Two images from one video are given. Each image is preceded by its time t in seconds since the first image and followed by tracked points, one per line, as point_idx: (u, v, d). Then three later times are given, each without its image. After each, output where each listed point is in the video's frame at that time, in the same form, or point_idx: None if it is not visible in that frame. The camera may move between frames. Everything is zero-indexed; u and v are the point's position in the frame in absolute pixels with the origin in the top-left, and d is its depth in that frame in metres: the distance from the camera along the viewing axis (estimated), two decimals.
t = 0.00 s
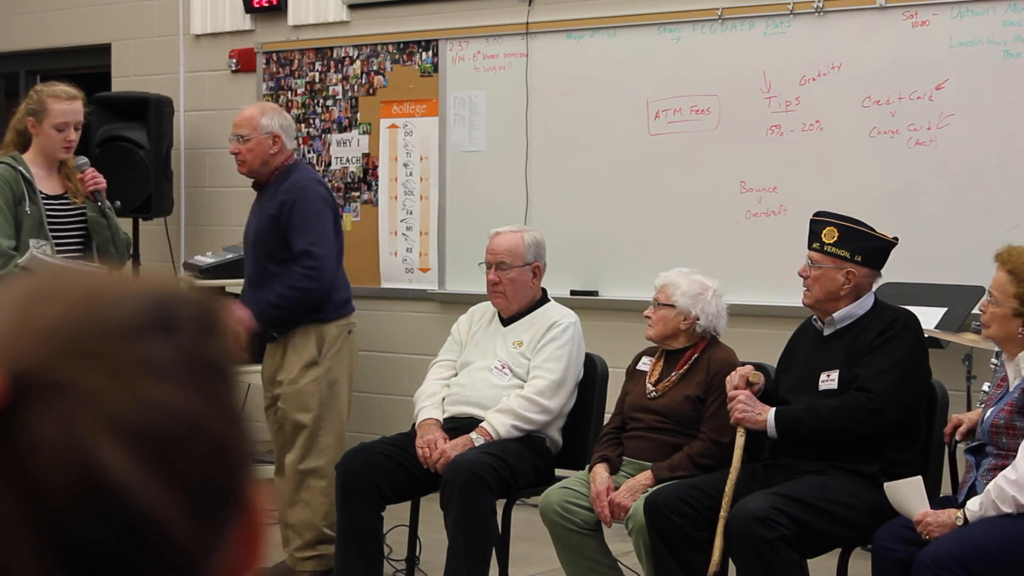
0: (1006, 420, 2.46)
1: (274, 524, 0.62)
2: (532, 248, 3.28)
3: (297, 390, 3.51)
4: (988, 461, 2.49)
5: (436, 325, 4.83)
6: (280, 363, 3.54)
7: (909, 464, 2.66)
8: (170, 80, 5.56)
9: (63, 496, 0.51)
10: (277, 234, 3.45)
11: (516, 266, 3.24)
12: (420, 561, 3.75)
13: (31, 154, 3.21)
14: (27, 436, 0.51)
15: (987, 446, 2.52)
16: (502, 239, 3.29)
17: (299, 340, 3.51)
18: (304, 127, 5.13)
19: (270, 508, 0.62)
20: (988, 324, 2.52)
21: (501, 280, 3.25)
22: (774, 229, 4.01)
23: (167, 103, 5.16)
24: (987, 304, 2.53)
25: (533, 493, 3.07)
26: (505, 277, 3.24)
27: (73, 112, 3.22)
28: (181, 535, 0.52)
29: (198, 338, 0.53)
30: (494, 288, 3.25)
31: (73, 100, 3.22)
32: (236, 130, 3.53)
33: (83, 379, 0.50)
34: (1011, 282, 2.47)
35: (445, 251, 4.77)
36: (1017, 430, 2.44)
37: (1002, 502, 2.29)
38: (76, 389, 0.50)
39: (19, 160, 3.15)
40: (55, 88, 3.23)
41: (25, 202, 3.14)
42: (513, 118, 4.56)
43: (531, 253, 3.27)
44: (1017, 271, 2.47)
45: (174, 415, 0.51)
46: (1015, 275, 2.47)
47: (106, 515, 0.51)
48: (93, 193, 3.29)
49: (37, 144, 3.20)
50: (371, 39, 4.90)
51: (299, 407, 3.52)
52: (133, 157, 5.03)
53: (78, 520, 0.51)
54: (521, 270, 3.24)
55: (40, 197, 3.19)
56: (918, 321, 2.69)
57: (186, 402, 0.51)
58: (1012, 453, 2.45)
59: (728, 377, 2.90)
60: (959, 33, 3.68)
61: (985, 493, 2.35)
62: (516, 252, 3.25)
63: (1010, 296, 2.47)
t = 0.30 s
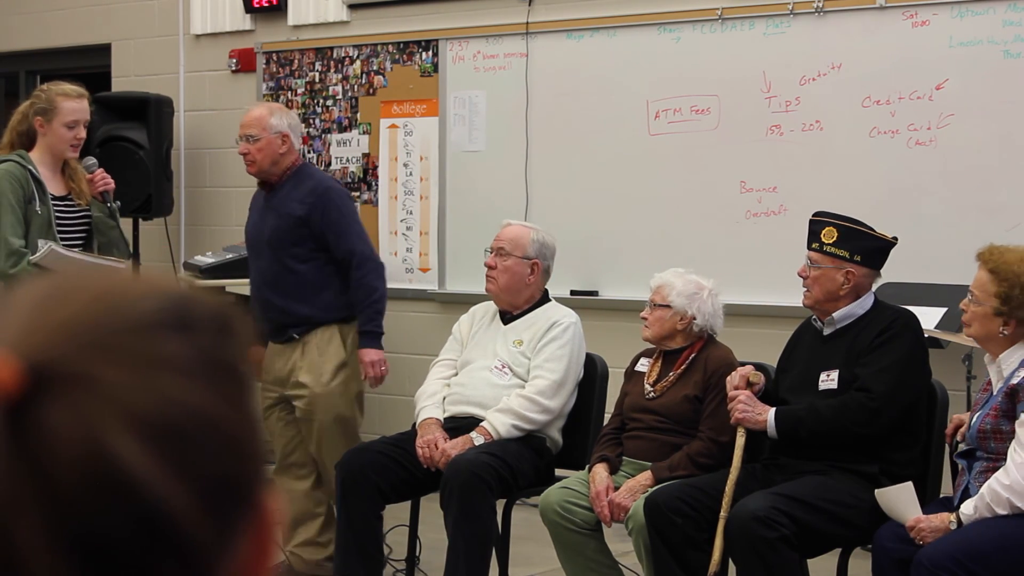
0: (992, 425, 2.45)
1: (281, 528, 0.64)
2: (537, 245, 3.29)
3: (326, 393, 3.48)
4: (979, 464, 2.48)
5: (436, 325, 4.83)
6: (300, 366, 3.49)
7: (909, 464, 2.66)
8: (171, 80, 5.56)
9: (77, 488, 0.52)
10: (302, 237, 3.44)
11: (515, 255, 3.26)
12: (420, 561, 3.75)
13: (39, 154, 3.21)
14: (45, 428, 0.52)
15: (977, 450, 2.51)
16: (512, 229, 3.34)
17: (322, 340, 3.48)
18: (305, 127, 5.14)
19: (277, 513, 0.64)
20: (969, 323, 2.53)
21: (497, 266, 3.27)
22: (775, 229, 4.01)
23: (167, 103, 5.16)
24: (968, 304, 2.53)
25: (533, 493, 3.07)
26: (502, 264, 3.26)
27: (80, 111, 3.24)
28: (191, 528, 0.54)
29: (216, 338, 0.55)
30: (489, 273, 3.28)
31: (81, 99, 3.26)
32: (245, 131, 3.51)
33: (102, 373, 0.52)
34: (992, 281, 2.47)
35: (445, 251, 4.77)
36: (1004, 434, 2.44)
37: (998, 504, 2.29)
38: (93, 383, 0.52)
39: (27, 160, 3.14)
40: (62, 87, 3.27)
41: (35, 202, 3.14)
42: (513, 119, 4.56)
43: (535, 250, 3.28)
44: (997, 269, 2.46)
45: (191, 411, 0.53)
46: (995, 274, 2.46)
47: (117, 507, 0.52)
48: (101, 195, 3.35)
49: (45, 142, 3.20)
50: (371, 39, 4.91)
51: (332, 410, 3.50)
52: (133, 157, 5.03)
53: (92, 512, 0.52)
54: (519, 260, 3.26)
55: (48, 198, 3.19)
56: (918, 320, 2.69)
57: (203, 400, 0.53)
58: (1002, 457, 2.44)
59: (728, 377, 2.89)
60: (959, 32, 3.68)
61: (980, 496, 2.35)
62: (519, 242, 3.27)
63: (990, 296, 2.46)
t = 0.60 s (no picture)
0: (986, 426, 2.45)
1: (288, 531, 0.64)
2: (532, 241, 3.28)
3: (355, 397, 3.52)
4: (974, 465, 2.48)
5: (436, 325, 4.83)
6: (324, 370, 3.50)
7: (909, 464, 2.66)
8: (171, 80, 5.56)
9: (83, 491, 0.52)
10: (328, 243, 3.44)
11: (511, 252, 3.26)
12: (421, 561, 3.75)
13: (41, 154, 3.21)
14: (52, 429, 0.52)
15: (972, 451, 2.50)
16: (507, 227, 3.33)
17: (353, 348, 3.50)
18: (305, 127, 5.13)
19: (284, 516, 0.64)
20: (960, 323, 2.53)
21: (494, 263, 3.27)
22: (774, 229, 4.01)
23: (167, 103, 5.16)
24: (959, 304, 2.53)
25: (533, 493, 3.07)
26: (499, 261, 3.26)
27: (81, 109, 3.24)
28: (196, 530, 0.54)
29: (221, 340, 0.56)
30: (486, 269, 3.28)
31: (82, 98, 3.27)
32: (278, 130, 3.48)
33: (108, 374, 0.52)
34: (982, 280, 2.47)
35: (445, 251, 4.77)
36: (998, 436, 2.44)
37: (994, 504, 2.29)
38: (99, 385, 0.52)
39: (30, 160, 3.15)
40: (63, 86, 3.27)
41: (38, 203, 3.14)
42: (513, 119, 4.56)
43: (530, 247, 3.27)
44: (989, 268, 2.47)
45: (196, 412, 0.53)
46: (987, 273, 2.47)
47: (122, 509, 0.52)
48: (102, 195, 3.35)
49: (47, 142, 3.20)
50: (371, 39, 4.91)
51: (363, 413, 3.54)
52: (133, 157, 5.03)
53: (98, 512, 0.52)
54: (514, 257, 3.26)
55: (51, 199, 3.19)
56: (918, 320, 2.69)
57: (209, 401, 0.53)
58: (997, 458, 2.44)
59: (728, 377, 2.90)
60: (959, 32, 3.68)
61: (977, 496, 2.34)
62: (514, 239, 3.27)
63: (980, 295, 2.47)
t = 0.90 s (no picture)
0: (983, 425, 2.45)
1: (294, 528, 0.65)
2: (533, 240, 3.28)
3: (359, 392, 3.51)
4: (973, 465, 2.47)
5: (436, 325, 4.83)
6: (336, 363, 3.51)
7: (909, 464, 2.66)
8: (171, 80, 5.56)
9: (85, 491, 0.52)
10: (344, 242, 3.45)
11: (511, 250, 3.26)
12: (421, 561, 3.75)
13: (43, 153, 3.21)
14: (54, 429, 0.52)
15: (970, 451, 2.50)
16: (507, 226, 3.33)
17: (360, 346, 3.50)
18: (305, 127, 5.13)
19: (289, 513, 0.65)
20: (956, 322, 2.53)
21: (494, 260, 3.27)
22: (774, 229, 4.01)
23: (167, 103, 5.17)
24: (955, 303, 2.53)
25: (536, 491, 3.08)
26: (498, 259, 3.26)
27: (82, 108, 3.24)
28: (198, 532, 0.54)
29: (226, 341, 0.56)
30: (485, 267, 3.27)
31: (84, 96, 3.27)
32: (303, 127, 3.51)
33: (112, 375, 0.52)
34: (979, 279, 2.47)
35: (445, 251, 4.77)
36: (995, 435, 2.43)
37: (993, 503, 2.29)
38: (102, 386, 0.52)
39: (32, 160, 3.15)
40: (64, 85, 3.26)
41: (39, 203, 3.15)
42: (513, 118, 4.56)
43: (529, 245, 3.27)
44: (986, 267, 2.47)
45: (201, 414, 0.53)
46: (983, 272, 2.47)
47: (124, 510, 0.53)
48: (106, 196, 3.35)
49: (49, 141, 3.21)
50: (370, 39, 4.90)
51: (366, 409, 3.53)
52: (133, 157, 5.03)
53: (99, 514, 0.53)
54: (514, 255, 3.26)
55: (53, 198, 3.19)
56: (918, 320, 2.69)
57: (212, 402, 0.53)
58: (994, 457, 2.44)
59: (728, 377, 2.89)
60: (959, 33, 3.68)
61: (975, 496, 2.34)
62: (514, 238, 3.27)
63: (977, 293, 2.47)
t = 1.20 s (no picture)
0: (981, 425, 2.45)
1: (296, 528, 0.65)
2: (533, 241, 3.28)
3: (358, 387, 3.51)
4: (971, 465, 2.47)
5: (436, 325, 4.83)
6: (334, 359, 3.51)
7: (908, 464, 2.66)
8: (171, 80, 5.56)
9: (86, 493, 0.52)
10: (344, 242, 3.46)
11: (513, 250, 3.26)
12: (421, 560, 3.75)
13: (44, 152, 3.21)
14: (54, 430, 0.52)
15: (968, 451, 2.50)
16: (510, 227, 3.33)
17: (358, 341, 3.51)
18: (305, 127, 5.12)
19: (290, 513, 0.65)
20: (953, 322, 2.53)
21: (495, 261, 3.27)
22: (774, 229, 4.01)
23: (167, 103, 5.17)
24: (952, 303, 2.54)
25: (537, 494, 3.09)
26: (499, 259, 3.26)
27: (84, 108, 3.24)
28: (198, 533, 0.54)
29: (228, 340, 0.56)
30: (487, 267, 3.27)
31: (86, 97, 3.27)
32: (292, 131, 3.49)
33: (113, 376, 0.52)
34: (976, 278, 2.47)
35: (445, 251, 4.77)
36: (993, 435, 2.43)
37: (991, 503, 2.29)
38: (103, 387, 0.52)
39: (34, 160, 3.15)
40: (66, 85, 3.27)
41: (41, 203, 3.15)
42: (512, 118, 4.56)
43: (530, 246, 3.28)
44: (983, 267, 2.47)
45: (203, 415, 0.53)
46: (980, 272, 2.47)
47: (124, 511, 0.53)
48: (107, 195, 3.33)
49: (51, 141, 3.21)
50: (370, 38, 4.85)
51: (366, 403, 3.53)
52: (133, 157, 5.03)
53: (100, 514, 0.53)
54: (516, 256, 3.26)
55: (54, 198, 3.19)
56: (918, 320, 2.69)
57: (213, 403, 0.53)
58: (992, 457, 2.44)
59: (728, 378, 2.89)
60: (959, 33, 3.68)
61: (974, 496, 2.34)
62: (515, 238, 3.28)
63: (974, 293, 2.47)
